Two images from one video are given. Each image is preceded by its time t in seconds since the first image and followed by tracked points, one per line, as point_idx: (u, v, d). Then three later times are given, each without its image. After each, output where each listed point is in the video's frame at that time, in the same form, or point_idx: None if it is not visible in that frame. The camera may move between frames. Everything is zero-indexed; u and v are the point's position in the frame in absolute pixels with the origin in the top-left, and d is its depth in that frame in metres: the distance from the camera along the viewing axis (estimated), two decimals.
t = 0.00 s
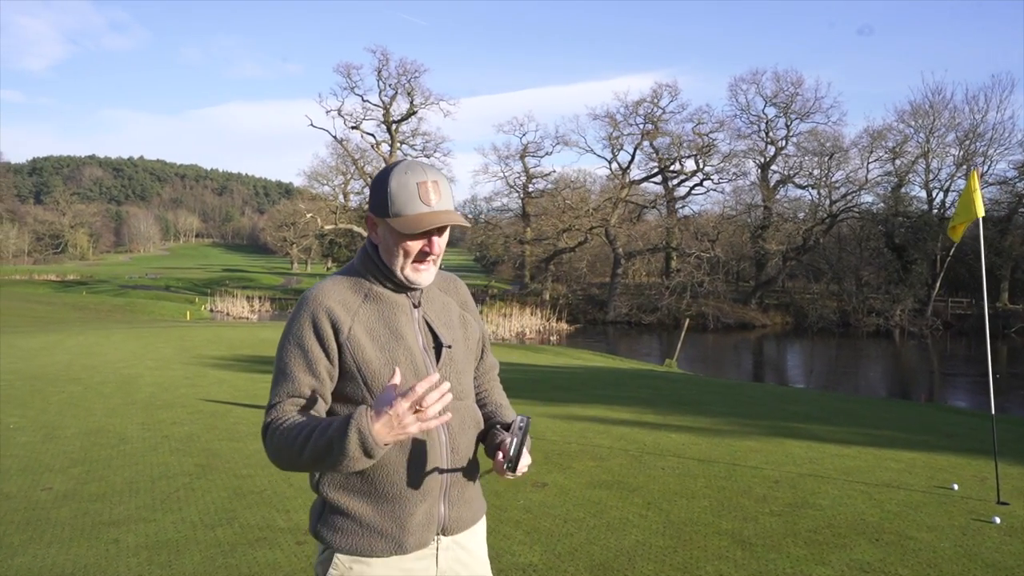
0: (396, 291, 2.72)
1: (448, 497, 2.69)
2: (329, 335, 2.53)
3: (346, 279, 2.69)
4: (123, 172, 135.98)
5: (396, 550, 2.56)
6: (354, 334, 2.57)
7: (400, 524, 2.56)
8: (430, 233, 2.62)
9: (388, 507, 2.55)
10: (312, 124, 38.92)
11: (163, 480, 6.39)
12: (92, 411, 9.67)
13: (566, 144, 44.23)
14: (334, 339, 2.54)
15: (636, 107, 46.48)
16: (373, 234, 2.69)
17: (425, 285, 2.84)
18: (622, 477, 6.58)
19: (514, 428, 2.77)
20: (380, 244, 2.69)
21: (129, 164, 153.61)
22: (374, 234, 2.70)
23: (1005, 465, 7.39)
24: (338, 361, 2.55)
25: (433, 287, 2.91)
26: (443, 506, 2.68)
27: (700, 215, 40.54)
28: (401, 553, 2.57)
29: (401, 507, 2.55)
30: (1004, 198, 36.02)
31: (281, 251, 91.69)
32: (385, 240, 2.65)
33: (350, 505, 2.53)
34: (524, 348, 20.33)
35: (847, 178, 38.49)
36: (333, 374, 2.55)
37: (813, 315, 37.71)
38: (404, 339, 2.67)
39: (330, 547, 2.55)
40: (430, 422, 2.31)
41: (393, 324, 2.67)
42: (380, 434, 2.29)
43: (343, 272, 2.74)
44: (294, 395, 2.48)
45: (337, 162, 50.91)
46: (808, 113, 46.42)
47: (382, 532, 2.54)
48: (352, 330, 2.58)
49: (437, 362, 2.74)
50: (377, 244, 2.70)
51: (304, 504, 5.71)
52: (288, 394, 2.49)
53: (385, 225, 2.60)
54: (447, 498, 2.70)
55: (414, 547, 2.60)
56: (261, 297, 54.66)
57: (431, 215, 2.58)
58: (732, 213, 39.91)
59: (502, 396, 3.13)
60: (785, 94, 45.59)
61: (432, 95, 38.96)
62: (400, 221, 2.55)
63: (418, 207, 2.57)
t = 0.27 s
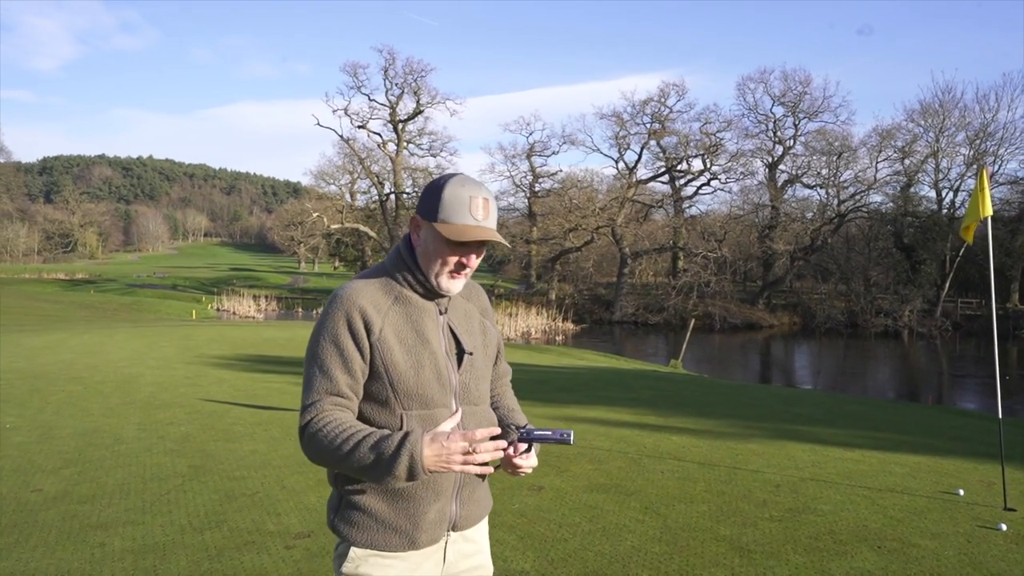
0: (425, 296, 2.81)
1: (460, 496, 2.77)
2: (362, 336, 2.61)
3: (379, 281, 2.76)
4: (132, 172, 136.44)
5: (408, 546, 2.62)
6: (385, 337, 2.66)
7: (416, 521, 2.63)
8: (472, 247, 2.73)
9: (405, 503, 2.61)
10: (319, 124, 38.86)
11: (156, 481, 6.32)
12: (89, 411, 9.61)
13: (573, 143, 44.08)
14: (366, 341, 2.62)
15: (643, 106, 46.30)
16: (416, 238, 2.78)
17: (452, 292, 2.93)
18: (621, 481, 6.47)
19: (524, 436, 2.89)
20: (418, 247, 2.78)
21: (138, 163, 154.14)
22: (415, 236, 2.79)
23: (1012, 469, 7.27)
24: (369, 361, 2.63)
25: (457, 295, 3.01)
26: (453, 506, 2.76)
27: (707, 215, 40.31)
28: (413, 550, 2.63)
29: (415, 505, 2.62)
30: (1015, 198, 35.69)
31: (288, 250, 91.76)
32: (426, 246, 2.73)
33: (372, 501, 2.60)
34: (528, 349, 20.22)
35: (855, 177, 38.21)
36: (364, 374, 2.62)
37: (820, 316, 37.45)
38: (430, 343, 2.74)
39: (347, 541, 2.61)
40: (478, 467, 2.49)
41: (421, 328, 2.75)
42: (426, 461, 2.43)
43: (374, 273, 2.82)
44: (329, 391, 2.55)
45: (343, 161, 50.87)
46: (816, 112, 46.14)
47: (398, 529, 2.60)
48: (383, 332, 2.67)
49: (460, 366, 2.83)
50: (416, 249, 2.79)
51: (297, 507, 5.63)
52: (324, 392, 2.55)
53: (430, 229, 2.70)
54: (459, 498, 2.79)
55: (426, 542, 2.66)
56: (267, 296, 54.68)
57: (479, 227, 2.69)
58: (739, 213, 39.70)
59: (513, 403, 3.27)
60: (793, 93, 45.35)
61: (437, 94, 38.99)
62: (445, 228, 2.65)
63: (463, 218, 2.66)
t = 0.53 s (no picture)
0: (439, 296, 2.82)
1: (466, 494, 2.79)
2: (374, 333, 2.62)
3: (392, 279, 2.78)
4: (135, 172, 136.57)
5: (416, 541, 2.65)
6: (397, 334, 2.67)
7: (423, 517, 2.65)
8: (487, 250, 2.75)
9: (412, 497, 2.64)
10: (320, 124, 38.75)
11: (145, 485, 6.25)
12: (83, 413, 9.54)
13: (574, 142, 43.95)
14: (378, 337, 2.63)
15: (644, 105, 46.18)
16: (431, 239, 2.79)
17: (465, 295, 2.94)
18: (616, 484, 6.36)
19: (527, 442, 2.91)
20: (435, 248, 2.79)
21: (141, 164, 154.27)
22: (431, 236, 2.80)
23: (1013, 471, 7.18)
24: (379, 357, 2.64)
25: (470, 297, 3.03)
26: (460, 503, 2.78)
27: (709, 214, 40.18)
28: (421, 546, 2.66)
29: (423, 501, 2.65)
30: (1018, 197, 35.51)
31: (290, 251, 91.66)
32: (443, 246, 2.75)
33: (379, 495, 2.62)
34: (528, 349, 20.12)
35: (857, 176, 38.04)
36: (374, 369, 2.63)
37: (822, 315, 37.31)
38: (440, 342, 2.76)
39: (353, 535, 2.63)
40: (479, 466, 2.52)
41: (432, 327, 2.76)
42: (429, 457, 2.43)
43: (388, 270, 2.83)
44: (337, 384, 2.56)
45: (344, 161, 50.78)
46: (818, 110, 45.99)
47: (405, 524, 2.63)
48: (395, 329, 2.68)
49: (469, 365, 2.85)
50: (431, 250, 2.81)
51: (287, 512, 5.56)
52: (331, 385, 2.55)
53: (445, 231, 2.72)
54: (465, 494, 2.81)
55: (433, 538, 2.69)
56: (269, 297, 54.61)
57: (496, 231, 2.70)
58: (741, 213, 39.59)
59: (518, 406, 3.31)
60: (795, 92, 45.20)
61: (438, 93, 38.92)
62: (463, 230, 2.66)
63: (481, 221, 2.68)
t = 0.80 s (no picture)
0: (440, 291, 2.75)
1: (466, 494, 2.70)
2: (373, 327, 2.54)
3: (392, 273, 2.71)
4: (136, 171, 136.62)
5: (415, 542, 2.56)
6: (398, 328, 2.59)
7: (424, 519, 2.57)
8: (487, 241, 2.69)
9: (412, 497, 2.55)
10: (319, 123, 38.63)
11: (131, 485, 6.16)
12: (75, 412, 9.47)
13: (574, 142, 43.85)
14: (378, 330, 2.56)
15: (644, 105, 46.08)
16: (430, 232, 2.74)
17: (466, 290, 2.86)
18: (607, 486, 6.28)
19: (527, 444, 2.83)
20: (434, 242, 2.73)
21: (142, 162, 154.09)
22: (430, 230, 2.75)
23: (1010, 473, 7.11)
24: (377, 351, 2.56)
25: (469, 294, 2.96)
26: (460, 504, 2.70)
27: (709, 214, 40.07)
28: (420, 547, 2.57)
29: (423, 500, 2.56)
30: (1019, 197, 35.38)
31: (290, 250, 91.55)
32: (444, 238, 2.69)
33: (377, 496, 2.53)
34: (526, 348, 20.03)
35: (857, 176, 37.90)
36: (372, 361, 2.54)
37: (822, 315, 37.20)
38: (441, 338, 2.68)
39: (349, 536, 2.54)
40: (483, 420, 2.47)
41: (433, 323, 2.68)
42: (428, 424, 2.37)
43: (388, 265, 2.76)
44: (332, 378, 2.48)
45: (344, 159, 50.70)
46: (819, 110, 45.91)
47: (404, 525, 2.53)
48: (396, 323, 2.60)
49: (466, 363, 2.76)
50: (430, 243, 2.75)
51: (273, 514, 5.47)
52: (327, 378, 2.47)
53: (443, 222, 2.67)
54: (464, 495, 2.72)
55: (432, 541, 2.60)
56: (268, 295, 54.51)
57: (492, 222, 2.63)
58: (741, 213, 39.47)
59: (517, 407, 3.22)
60: (795, 92, 45.12)
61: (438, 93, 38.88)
62: (462, 221, 2.61)
63: (479, 211, 2.63)
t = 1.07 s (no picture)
0: (428, 288, 2.61)
1: (455, 504, 2.56)
2: (358, 328, 2.41)
3: (380, 272, 2.57)
4: (137, 171, 136.60)
5: (400, 556, 2.42)
6: (385, 331, 2.46)
7: (409, 529, 2.42)
8: (469, 229, 2.52)
9: (397, 509, 2.41)
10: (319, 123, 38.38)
11: (118, 488, 6.09)
12: (66, 413, 9.41)
13: (574, 141, 43.72)
14: (364, 332, 2.42)
15: (644, 105, 45.95)
16: (416, 226, 2.61)
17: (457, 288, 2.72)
18: (599, 488, 6.19)
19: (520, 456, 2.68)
20: (420, 234, 2.60)
21: (143, 162, 154.01)
22: (416, 224, 2.63)
23: (1008, 476, 7.03)
24: (363, 354, 2.43)
25: (464, 295, 2.81)
26: (447, 516, 2.55)
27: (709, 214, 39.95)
28: (405, 561, 2.43)
29: (408, 508, 2.42)
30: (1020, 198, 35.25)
31: (290, 250, 91.51)
32: (425, 229, 2.56)
33: (358, 506, 2.39)
34: (524, 348, 19.95)
35: (858, 176, 37.76)
36: (357, 364, 2.41)
37: (823, 315, 37.09)
38: (430, 342, 2.55)
39: (331, 547, 2.40)
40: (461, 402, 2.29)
41: (422, 325, 2.55)
42: (406, 412, 2.20)
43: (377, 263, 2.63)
44: (314, 380, 2.35)
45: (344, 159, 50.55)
46: (820, 110, 45.80)
47: (388, 537, 2.39)
48: (383, 325, 2.47)
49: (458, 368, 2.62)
50: (418, 238, 2.61)
51: (259, 517, 5.39)
52: (308, 380, 2.35)
53: (427, 213, 2.53)
54: (453, 507, 2.57)
55: (417, 555, 2.45)
56: (267, 295, 54.39)
57: (473, 205, 2.47)
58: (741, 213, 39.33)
59: (511, 415, 3.05)
60: (795, 92, 45.01)
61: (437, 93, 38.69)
62: (443, 206, 2.46)
63: (460, 196, 2.45)
